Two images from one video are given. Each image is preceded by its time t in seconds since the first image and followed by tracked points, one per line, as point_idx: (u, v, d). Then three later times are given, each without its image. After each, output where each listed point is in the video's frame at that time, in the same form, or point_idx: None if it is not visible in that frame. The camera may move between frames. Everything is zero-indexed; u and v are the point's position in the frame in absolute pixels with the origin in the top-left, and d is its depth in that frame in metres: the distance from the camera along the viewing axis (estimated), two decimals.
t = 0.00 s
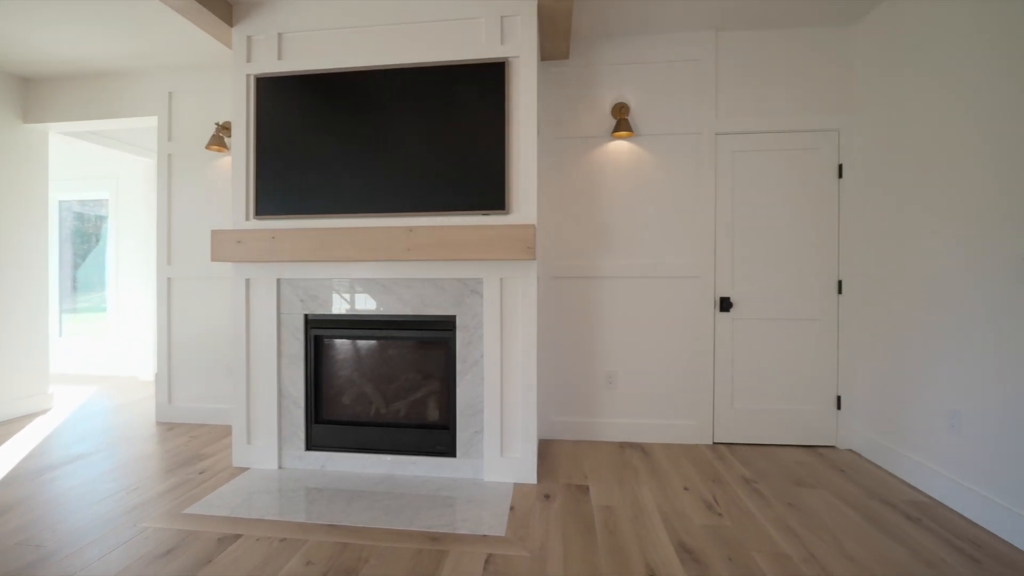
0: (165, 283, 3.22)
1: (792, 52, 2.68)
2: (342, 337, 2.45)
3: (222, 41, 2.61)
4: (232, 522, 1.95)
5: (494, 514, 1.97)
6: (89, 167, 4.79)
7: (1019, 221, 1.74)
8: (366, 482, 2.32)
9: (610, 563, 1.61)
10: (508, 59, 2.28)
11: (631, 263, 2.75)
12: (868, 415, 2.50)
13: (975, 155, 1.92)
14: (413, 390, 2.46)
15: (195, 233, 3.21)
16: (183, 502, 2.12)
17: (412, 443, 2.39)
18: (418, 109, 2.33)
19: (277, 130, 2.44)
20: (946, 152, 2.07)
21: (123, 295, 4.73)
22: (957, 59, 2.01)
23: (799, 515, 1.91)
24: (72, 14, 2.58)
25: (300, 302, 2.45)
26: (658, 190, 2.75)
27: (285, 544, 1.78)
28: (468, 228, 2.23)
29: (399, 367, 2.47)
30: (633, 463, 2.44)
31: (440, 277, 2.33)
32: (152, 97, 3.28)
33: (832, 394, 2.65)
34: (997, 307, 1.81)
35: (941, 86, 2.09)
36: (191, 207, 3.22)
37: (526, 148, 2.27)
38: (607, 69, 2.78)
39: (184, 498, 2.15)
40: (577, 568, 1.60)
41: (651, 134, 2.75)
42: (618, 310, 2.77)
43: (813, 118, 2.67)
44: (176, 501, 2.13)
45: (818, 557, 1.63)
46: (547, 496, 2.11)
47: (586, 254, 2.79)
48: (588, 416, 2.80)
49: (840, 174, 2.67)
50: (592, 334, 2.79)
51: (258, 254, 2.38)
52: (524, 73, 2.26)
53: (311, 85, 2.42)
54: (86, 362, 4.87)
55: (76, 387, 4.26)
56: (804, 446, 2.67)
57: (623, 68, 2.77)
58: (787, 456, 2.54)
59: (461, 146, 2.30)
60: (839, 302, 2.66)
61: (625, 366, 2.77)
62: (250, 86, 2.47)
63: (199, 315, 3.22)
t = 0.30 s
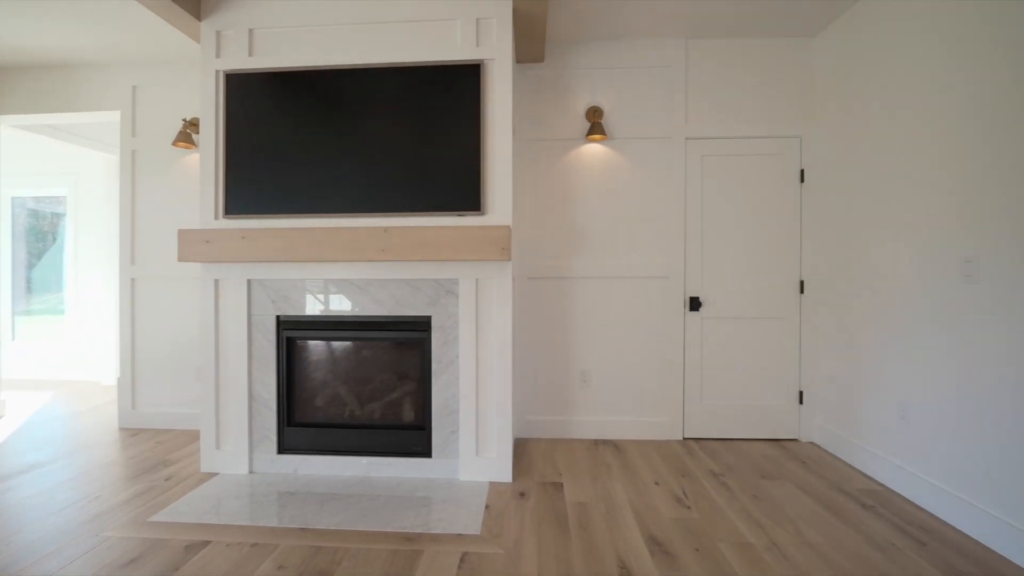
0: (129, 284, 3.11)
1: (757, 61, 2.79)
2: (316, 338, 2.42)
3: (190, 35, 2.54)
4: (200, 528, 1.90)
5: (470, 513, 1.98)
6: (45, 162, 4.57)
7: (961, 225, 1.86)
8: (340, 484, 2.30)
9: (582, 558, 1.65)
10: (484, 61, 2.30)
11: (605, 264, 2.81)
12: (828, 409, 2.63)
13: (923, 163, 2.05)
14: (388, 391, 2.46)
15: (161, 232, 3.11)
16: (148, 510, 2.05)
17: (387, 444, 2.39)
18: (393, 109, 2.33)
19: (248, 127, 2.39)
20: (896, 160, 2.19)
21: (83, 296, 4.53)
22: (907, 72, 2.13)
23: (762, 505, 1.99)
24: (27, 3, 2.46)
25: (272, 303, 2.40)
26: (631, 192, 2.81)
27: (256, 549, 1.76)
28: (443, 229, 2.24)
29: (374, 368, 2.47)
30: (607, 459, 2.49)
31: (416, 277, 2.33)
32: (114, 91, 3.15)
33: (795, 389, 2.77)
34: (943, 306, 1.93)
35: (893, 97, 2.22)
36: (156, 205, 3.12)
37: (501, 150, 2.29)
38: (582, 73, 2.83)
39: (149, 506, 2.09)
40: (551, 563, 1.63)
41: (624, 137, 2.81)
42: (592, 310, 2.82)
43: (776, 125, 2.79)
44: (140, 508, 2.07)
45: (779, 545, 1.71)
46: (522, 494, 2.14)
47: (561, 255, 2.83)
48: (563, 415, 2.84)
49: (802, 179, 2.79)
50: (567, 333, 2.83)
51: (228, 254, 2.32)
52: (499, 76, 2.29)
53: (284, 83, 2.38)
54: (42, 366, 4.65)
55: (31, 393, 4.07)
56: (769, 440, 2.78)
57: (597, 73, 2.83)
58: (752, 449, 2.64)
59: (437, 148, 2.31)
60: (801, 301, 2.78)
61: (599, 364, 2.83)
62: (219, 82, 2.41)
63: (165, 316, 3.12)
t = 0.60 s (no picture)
0: (89, 285, 2.99)
1: (723, 70, 2.90)
2: (288, 340, 2.39)
3: (155, 28, 2.47)
4: (166, 535, 1.85)
5: (444, 512, 1.99)
6: None
7: (909, 229, 1.98)
8: (312, 487, 2.27)
9: (554, 553, 1.69)
10: (459, 63, 2.32)
11: (579, 264, 2.86)
12: (790, 403, 2.75)
13: (875, 169, 2.17)
14: (362, 392, 2.45)
15: (123, 231, 3.00)
16: (109, 518, 1.99)
17: (361, 446, 2.38)
18: (367, 109, 2.32)
19: (216, 125, 2.34)
20: (851, 166, 2.32)
21: (37, 298, 4.32)
22: (860, 84, 2.26)
23: (728, 497, 2.07)
24: None
25: (242, 304, 2.36)
26: (604, 195, 2.87)
27: (225, 554, 1.73)
28: (418, 230, 2.24)
29: (347, 369, 2.45)
30: (580, 456, 2.54)
31: (390, 278, 2.33)
32: (72, 84, 3.03)
33: (759, 385, 2.89)
34: (893, 305, 2.06)
35: (848, 107, 2.34)
36: (118, 203, 3.01)
37: (476, 152, 2.32)
38: (556, 77, 2.88)
39: (110, 514, 2.02)
40: (524, 559, 1.66)
41: (597, 141, 2.87)
42: (566, 310, 2.87)
43: (741, 131, 2.90)
44: (101, 518, 2.00)
45: (742, 534, 1.78)
46: (496, 492, 2.16)
47: (535, 256, 2.87)
48: (538, 413, 2.88)
49: (766, 183, 2.91)
50: (542, 333, 2.87)
51: (195, 254, 2.27)
52: (474, 78, 2.31)
53: (254, 80, 2.34)
54: None
55: None
56: (735, 434, 2.88)
57: (571, 77, 2.88)
58: (719, 443, 2.74)
59: (412, 149, 2.32)
60: (765, 301, 2.90)
61: (573, 363, 2.88)
62: (186, 78, 2.35)
63: (128, 318, 3.01)
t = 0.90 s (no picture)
0: (46, 286, 2.87)
1: (691, 77, 3.00)
2: (259, 342, 2.36)
3: (118, 21, 2.39)
4: (131, 543, 1.81)
5: (418, 512, 2.01)
6: None
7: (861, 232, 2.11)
8: (284, 491, 2.25)
9: (527, 548, 1.73)
10: (433, 66, 2.34)
11: (552, 265, 2.92)
12: (753, 399, 2.87)
13: (830, 175, 2.29)
14: (336, 394, 2.44)
15: (83, 230, 2.90)
16: (69, 528, 1.92)
17: (334, 447, 2.37)
18: (340, 109, 2.31)
19: (184, 123, 2.29)
20: (809, 172, 2.44)
21: None
22: (817, 94, 2.38)
23: (694, 489, 2.15)
24: None
25: (210, 305, 2.31)
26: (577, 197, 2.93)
27: (193, 560, 1.70)
28: (392, 231, 2.25)
29: (320, 371, 2.44)
30: (553, 453, 2.59)
31: (364, 279, 2.33)
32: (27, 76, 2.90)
33: (725, 381, 3.00)
34: (847, 304, 2.18)
35: (807, 116, 2.46)
36: (79, 201, 2.90)
37: (450, 154, 2.34)
38: (531, 80, 2.92)
39: (70, 524, 1.95)
40: (497, 555, 1.69)
41: (570, 144, 2.93)
42: (541, 310, 2.92)
43: (708, 137, 3.00)
44: (60, 528, 1.93)
45: (706, 524, 1.86)
46: (471, 490, 2.19)
47: (510, 257, 2.90)
48: (513, 412, 2.91)
49: (731, 187, 3.03)
50: (516, 333, 2.91)
51: (161, 255, 2.21)
52: (448, 81, 2.33)
53: (223, 78, 2.30)
54: None
55: None
56: (702, 429, 2.99)
57: (545, 81, 2.93)
58: (688, 438, 2.83)
59: (386, 150, 2.32)
60: (730, 300, 3.02)
61: (547, 362, 2.92)
62: (151, 74, 2.29)
63: (89, 320, 2.91)
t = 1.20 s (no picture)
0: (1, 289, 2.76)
1: (661, 86, 3.11)
2: (230, 345, 2.34)
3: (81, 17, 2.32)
4: (96, 552, 1.77)
5: (393, 512, 2.03)
6: None
7: (815, 238, 2.24)
8: (256, 495, 2.23)
9: (499, 545, 1.77)
10: (409, 70, 2.37)
11: (527, 267, 2.97)
12: (718, 396, 2.99)
13: (788, 183, 2.42)
14: (310, 397, 2.44)
15: (41, 230, 2.79)
16: (28, 539, 1.86)
17: (308, 450, 2.36)
18: (314, 112, 2.31)
19: (151, 122, 2.25)
20: (769, 179, 2.56)
21: None
22: (776, 105, 2.51)
23: (661, 483, 2.24)
24: None
25: (179, 309, 2.27)
26: (551, 200, 3.00)
27: (162, 568, 1.68)
28: (367, 234, 2.26)
29: (294, 374, 2.43)
30: (527, 452, 2.65)
31: (337, 282, 2.33)
32: None
33: (692, 379, 3.12)
34: (803, 305, 2.31)
35: (767, 126, 2.59)
36: (37, 201, 2.80)
37: (425, 158, 2.37)
38: (506, 85, 2.97)
39: (30, 535, 1.89)
40: (470, 552, 1.73)
41: (544, 149, 2.99)
42: (515, 311, 2.97)
43: (677, 144, 3.12)
44: (19, 539, 1.87)
45: (672, 516, 1.95)
46: (445, 490, 2.22)
47: (484, 259, 2.95)
48: (488, 412, 2.95)
49: (698, 193, 3.16)
50: (491, 334, 2.95)
51: (126, 257, 2.16)
52: (423, 85, 2.36)
53: (193, 78, 2.26)
54: None
55: None
56: (671, 426, 3.10)
57: (519, 86, 2.98)
58: (657, 435, 2.93)
59: (360, 153, 2.33)
60: (697, 301, 3.15)
61: (521, 363, 2.98)
62: (116, 72, 2.24)
63: (48, 324, 2.81)
